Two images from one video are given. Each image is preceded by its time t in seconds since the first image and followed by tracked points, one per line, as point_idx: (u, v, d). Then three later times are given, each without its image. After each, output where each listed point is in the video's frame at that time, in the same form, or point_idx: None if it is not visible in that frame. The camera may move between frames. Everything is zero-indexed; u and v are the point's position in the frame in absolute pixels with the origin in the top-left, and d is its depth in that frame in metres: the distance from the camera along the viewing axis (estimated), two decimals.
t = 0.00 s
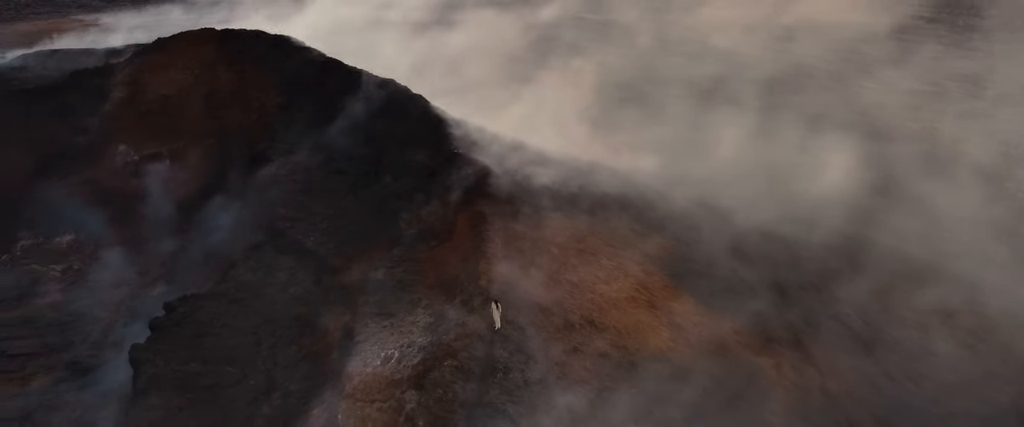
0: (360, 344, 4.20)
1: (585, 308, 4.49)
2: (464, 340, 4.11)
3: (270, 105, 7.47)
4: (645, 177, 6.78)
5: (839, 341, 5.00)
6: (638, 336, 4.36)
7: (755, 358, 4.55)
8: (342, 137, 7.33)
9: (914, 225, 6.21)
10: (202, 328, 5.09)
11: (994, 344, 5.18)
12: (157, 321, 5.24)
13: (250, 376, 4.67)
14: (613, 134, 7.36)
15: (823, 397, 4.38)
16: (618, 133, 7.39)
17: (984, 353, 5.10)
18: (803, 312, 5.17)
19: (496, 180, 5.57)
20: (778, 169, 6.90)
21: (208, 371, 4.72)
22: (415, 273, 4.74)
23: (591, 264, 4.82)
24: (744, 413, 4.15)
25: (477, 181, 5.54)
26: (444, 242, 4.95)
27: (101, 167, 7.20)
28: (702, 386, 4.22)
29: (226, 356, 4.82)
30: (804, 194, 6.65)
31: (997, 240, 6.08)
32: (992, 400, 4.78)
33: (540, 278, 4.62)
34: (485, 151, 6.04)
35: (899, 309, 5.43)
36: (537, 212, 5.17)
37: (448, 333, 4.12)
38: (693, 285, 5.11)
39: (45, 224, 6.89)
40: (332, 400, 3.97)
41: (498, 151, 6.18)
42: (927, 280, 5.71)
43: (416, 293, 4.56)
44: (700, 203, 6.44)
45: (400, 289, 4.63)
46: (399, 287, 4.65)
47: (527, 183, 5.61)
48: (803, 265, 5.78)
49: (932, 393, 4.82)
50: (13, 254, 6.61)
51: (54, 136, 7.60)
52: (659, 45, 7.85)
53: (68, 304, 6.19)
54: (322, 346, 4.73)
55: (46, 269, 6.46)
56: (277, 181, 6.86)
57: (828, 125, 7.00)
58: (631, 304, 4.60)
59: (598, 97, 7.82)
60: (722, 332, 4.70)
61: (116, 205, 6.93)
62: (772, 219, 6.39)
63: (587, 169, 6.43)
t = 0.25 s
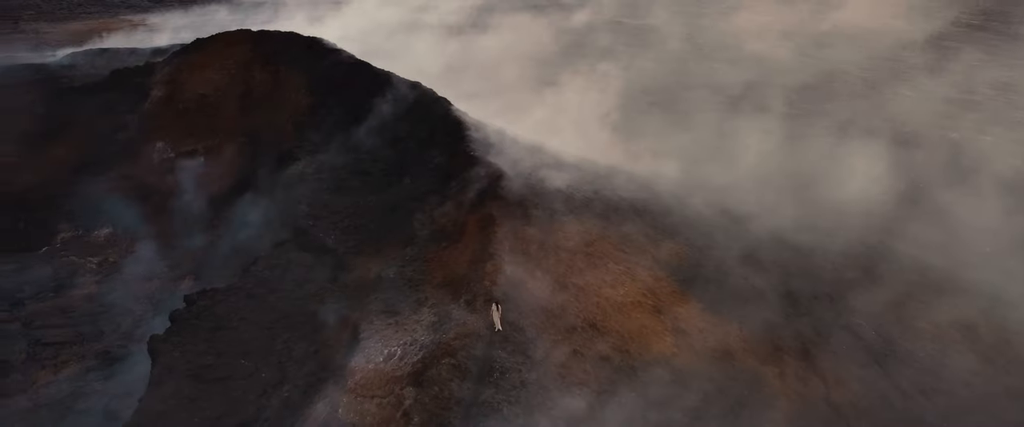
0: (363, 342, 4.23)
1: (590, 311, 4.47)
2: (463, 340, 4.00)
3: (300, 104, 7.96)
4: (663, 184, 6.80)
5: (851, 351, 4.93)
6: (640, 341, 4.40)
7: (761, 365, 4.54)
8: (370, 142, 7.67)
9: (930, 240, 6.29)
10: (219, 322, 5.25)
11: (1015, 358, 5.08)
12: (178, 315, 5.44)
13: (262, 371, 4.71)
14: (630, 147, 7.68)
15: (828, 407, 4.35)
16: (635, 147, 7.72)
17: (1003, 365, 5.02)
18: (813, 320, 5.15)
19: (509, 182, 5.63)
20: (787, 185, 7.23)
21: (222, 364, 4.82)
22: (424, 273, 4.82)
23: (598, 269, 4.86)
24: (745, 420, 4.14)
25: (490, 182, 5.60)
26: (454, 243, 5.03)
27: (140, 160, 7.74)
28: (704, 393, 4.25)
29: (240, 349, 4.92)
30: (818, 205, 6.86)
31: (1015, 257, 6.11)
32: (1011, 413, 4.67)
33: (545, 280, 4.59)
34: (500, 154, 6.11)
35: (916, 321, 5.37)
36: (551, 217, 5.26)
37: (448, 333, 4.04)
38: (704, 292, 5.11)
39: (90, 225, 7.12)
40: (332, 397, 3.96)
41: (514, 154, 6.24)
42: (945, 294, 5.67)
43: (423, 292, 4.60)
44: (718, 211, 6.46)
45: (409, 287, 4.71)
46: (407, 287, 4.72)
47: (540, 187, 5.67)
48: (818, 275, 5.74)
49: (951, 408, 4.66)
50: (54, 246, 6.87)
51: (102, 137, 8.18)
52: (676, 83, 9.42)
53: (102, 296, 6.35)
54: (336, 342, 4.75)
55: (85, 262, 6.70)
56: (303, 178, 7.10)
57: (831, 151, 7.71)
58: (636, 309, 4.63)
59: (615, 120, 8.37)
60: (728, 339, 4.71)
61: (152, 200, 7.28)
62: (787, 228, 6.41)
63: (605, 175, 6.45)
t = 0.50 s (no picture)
0: (369, 339, 4.31)
1: (594, 314, 4.49)
2: (463, 338, 4.05)
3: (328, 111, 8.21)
4: (680, 191, 6.78)
5: (861, 362, 4.88)
6: (642, 344, 4.39)
7: (766, 373, 4.52)
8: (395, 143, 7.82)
9: (946, 264, 6.26)
10: (236, 316, 5.39)
11: None
12: (198, 308, 5.62)
13: (273, 365, 4.81)
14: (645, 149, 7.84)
15: (832, 417, 4.31)
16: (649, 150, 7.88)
17: None
18: (823, 328, 5.13)
19: (521, 185, 5.66)
20: (793, 193, 7.43)
21: (236, 356, 4.95)
22: (434, 272, 4.89)
23: (605, 273, 4.89)
24: None
25: (502, 185, 5.64)
26: (465, 244, 5.10)
27: (178, 156, 8.16)
28: (704, 398, 4.22)
29: (254, 343, 5.04)
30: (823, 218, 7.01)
31: None
32: None
33: (550, 282, 4.63)
34: (515, 157, 6.15)
35: (931, 333, 5.32)
36: (562, 221, 5.30)
37: (448, 332, 4.09)
38: (714, 299, 5.10)
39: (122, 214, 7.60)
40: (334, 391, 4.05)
41: (530, 156, 6.27)
42: (960, 309, 5.64)
43: (430, 291, 4.67)
44: (732, 221, 6.52)
45: (417, 286, 4.79)
46: (416, 286, 4.80)
47: (552, 190, 5.69)
48: (834, 286, 5.70)
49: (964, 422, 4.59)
50: (92, 238, 7.29)
51: (142, 133, 8.74)
52: (700, 88, 9.45)
53: (133, 288, 6.69)
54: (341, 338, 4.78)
55: (121, 254, 7.14)
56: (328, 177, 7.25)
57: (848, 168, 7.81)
58: (641, 313, 4.64)
59: (633, 120, 8.55)
60: (734, 346, 4.69)
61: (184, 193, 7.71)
62: (805, 240, 6.41)
63: (622, 179, 6.44)
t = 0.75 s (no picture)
0: (376, 338, 4.42)
1: (597, 316, 4.53)
2: (463, 338, 4.12)
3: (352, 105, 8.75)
4: (701, 198, 6.74)
5: (871, 372, 4.81)
6: (643, 349, 4.42)
7: (769, 381, 4.49)
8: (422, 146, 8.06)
9: (969, 282, 6.22)
10: (254, 310, 5.53)
11: None
12: (218, 301, 5.79)
13: (284, 358, 4.91)
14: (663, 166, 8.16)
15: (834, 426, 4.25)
16: (668, 166, 8.20)
17: None
18: (835, 337, 5.08)
19: (535, 188, 5.69)
20: (811, 206, 7.57)
21: (249, 349, 5.08)
22: (444, 272, 4.97)
23: (612, 276, 4.91)
24: None
25: (517, 186, 5.68)
26: (477, 245, 5.17)
27: (213, 155, 9.23)
28: (704, 403, 4.22)
29: (268, 337, 5.17)
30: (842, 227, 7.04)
31: None
32: None
33: (556, 284, 4.67)
34: (532, 160, 6.19)
35: (944, 345, 5.26)
36: (574, 222, 5.35)
37: (449, 332, 4.16)
38: (723, 305, 5.10)
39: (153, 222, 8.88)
40: (338, 386, 4.15)
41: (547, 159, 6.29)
42: (976, 324, 5.58)
43: (439, 289, 4.75)
44: (753, 227, 6.49)
45: (427, 286, 4.86)
46: (426, 285, 4.89)
47: (567, 193, 5.71)
48: (850, 298, 5.65)
49: None
50: (129, 233, 8.67)
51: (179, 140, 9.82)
52: (724, 140, 10.08)
53: (162, 283, 8.01)
54: (348, 330, 4.82)
55: (155, 248, 8.59)
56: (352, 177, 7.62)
57: (869, 201, 8.05)
58: (645, 318, 4.66)
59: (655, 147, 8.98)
60: (739, 353, 4.68)
61: (212, 195, 8.86)
62: (826, 249, 6.40)
63: (641, 185, 6.44)
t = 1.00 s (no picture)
0: (381, 334, 4.50)
1: (599, 318, 4.57)
2: (463, 336, 4.19)
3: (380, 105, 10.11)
4: (717, 202, 6.73)
5: (880, 382, 4.75)
6: (645, 353, 4.44)
7: (773, 388, 4.47)
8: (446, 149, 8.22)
9: (992, 295, 6.12)
10: (269, 304, 5.67)
11: None
12: (236, 296, 5.94)
13: (293, 350, 5.02)
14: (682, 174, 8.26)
15: None
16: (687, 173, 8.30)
17: None
18: (843, 346, 5.04)
19: (546, 192, 5.77)
20: (834, 218, 7.55)
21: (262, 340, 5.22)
22: (453, 271, 5.05)
23: (618, 279, 4.94)
24: None
25: (529, 190, 5.76)
26: (486, 246, 5.24)
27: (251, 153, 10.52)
28: (703, 408, 4.22)
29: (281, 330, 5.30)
30: (858, 235, 7.06)
31: None
32: None
33: (561, 285, 4.71)
34: (545, 165, 6.26)
35: (955, 356, 5.22)
36: (583, 225, 5.40)
37: (451, 330, 4.22)
38: (730, 312, 5.10)
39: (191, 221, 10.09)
40: (342, 382, 4.24)
41: (563, 163, 6.36)
42: (991, 336, 5.50)
43: (446, 289, 4.83)
44: (771, 233, 6.45)
45: (435, 285, 4.94)
46: (434, 284, 4.96)
47: (579, 198, 5.77)
48: (864, 308, 5.59)
49: None
50: (164, 228, 9.93)
51: (221, 148, 11.04)
52: (751, 156, 10.13)
53: (188, 274, 9.06)
54: (357, 326, 4.92)
55: (189, 243, 9.63)
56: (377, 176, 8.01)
57: (893, 215, 8.01)
58: (649, 322, 4.68)
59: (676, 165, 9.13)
60: (743, 360, 4.66)
61: (244, 191, 10.14)
62: (844, 259, 6.34)
63: (655, 189, 6.46)
